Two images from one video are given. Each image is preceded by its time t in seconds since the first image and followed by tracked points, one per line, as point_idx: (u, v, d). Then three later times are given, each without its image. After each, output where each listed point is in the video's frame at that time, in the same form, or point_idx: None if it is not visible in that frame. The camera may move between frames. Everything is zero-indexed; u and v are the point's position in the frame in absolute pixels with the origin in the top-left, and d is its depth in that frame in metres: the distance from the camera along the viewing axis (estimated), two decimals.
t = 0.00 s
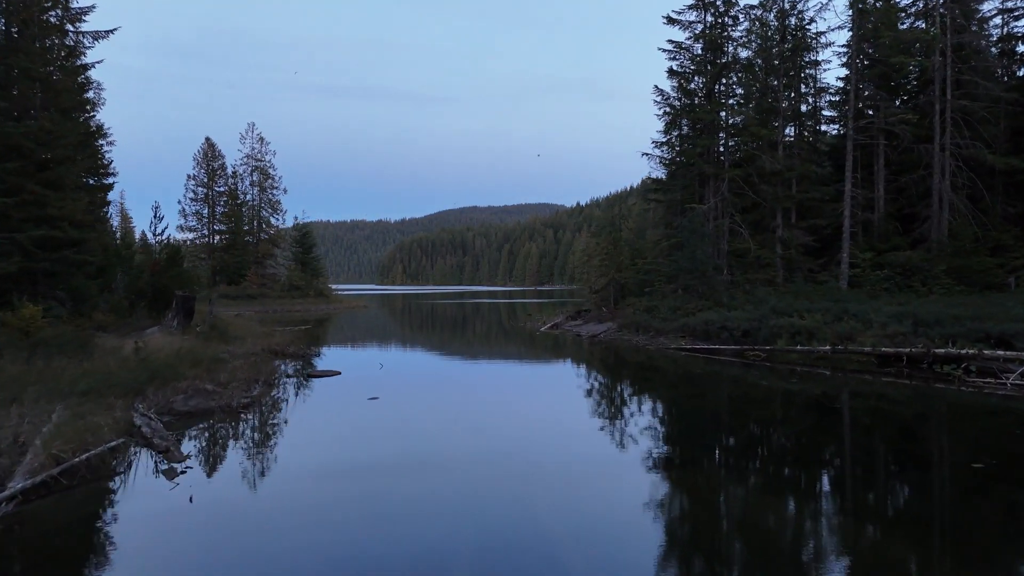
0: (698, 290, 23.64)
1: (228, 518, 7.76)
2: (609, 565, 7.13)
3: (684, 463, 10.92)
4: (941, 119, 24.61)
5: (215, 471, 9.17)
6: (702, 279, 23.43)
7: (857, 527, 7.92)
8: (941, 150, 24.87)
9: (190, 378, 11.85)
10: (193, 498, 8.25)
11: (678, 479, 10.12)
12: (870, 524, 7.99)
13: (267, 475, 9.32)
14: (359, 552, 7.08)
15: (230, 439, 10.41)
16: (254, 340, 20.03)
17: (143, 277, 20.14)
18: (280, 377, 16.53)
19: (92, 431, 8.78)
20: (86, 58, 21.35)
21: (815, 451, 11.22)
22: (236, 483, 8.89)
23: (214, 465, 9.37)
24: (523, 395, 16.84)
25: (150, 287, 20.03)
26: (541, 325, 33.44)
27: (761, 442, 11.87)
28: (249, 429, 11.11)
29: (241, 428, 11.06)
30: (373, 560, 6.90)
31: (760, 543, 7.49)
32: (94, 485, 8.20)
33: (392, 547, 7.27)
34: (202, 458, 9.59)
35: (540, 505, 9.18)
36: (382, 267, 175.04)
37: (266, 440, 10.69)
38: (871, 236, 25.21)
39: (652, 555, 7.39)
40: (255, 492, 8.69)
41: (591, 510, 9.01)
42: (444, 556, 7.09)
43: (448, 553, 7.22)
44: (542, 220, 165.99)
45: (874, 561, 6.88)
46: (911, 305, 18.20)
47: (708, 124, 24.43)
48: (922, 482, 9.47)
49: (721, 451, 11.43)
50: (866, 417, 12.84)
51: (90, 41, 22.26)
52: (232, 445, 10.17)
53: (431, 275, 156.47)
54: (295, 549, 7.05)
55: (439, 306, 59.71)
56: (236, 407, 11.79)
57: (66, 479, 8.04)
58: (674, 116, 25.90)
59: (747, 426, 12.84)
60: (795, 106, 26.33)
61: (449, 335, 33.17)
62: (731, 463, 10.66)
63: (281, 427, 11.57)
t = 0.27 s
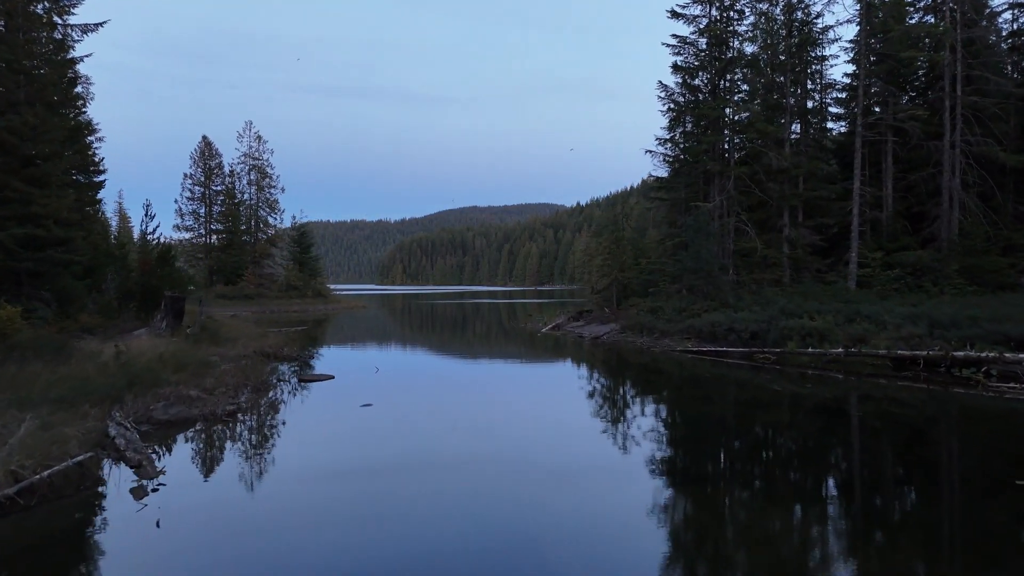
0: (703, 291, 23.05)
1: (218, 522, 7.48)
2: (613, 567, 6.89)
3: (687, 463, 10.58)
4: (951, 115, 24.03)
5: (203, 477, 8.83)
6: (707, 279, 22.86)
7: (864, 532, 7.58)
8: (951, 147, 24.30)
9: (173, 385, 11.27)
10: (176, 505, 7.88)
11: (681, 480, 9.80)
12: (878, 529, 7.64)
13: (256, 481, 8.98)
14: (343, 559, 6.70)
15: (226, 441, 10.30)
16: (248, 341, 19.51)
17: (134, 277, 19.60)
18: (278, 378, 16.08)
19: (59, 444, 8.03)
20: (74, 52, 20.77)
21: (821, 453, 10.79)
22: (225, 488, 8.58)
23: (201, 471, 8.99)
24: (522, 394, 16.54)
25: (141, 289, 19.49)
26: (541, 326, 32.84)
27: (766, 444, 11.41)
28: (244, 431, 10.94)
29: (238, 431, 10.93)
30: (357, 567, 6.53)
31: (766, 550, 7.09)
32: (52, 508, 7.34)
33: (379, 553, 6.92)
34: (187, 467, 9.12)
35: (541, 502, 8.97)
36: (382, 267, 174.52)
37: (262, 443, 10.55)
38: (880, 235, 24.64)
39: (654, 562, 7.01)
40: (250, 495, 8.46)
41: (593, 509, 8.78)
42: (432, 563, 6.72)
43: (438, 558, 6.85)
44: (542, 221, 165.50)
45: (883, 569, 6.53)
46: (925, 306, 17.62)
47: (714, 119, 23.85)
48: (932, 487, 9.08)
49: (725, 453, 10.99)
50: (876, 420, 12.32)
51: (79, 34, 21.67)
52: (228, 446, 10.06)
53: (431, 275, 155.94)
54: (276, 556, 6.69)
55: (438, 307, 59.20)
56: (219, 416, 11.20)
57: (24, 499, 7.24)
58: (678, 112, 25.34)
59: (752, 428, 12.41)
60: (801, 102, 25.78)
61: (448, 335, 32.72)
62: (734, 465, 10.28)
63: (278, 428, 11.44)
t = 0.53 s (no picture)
0: (709, 291, 22.56)
1: (204, 526, 7.20)
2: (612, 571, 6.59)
3: (689, 464, 10.25)
4: (961, 112, 23.54)
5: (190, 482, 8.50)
6: (713, 280, 22.38)
7: (872, 537, 7.23)
8: (961, 144, 23.82)
9: (156, 391, 10.77)
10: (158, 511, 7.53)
11: (684, 482, 9.46)
12: (887, 534, 7.29)
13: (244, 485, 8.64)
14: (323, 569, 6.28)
15: (226, 443, 10.17)
16: (243, 342, 19.02)
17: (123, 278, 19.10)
18: (277, 381, 15.78)
19: (22, 458, 7.37)
20: (63, 46, 20.25)
21: (828, 456, 10.39)
22: (214, 492, 8.27)
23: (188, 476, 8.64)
24: (523, 394, 16.25)
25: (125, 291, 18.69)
26: (543, 326, 32.37)
27: (770, 446, 11.00)
28: (245, 432, 11.03)
29: (237, 431, 10.83)
30: None
31: (775, 558, 6.66)
32: (8, 529, 6.62)
33: (362, 563, 6.50)
34: (171, 473, 8.71)
35: (540, 503, 8.69)
36: (382, 267, 174.02)
37: (261, 444, 10.32)
38: (889, 234, 24.15)
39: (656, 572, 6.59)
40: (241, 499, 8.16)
41: (594, 510, 8.50)
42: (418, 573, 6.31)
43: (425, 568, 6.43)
44: (542, 220, 164.98)
45: (893, 574, 6.18)
46: (938, 307, 17.12)
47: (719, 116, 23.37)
48: (946, 491, 8.68)
49: (729, 456, 10.56)
50: (887, 424, 11.85)
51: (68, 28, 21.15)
52: (225, 450, 9.82)
53: (431, 275, 155.41)
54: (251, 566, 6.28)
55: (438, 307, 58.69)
56: (203, 422, 10.63)
57: None
58: (682, 109, 24.85)
59: (757, 429, 12.04)
60: (808, 98, 25.30)
61: (447, 335, 32.30)
62: (739, 467, 9.93)
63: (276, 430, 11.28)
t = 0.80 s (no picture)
0: (715, 291, 21.99)
1: (181, 535, 6.84)
2: (608, 575, 6.20)
3: (694, 466, 9.80)
4: (973, 107, 22.97)
5: (170, 487, 8.08)
6: (719, 280, 21.80)
7: (881, 542, 6.80)
8: (972, 140, 23.24)
9: (136, 398, 10.22)
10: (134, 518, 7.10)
11: (687, 483, 9.05)
12: (898, 540, 6.85)
13: (222, 490, 8.21)
14: None
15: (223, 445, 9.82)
16: (235, 344, 18.46)
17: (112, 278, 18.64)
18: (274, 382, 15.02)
19: None
20: (50, 39, 19.66)
21: (834, 458, 9.91)
22: (192, 500, 7.83)
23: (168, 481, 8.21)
24: (523, 394, 15.83)
25: (118, 291, 18.90)
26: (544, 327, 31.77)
27: (775, 449, 10.51)
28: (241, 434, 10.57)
29: (232, 433, 10.55)
30: None
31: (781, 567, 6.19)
32: None
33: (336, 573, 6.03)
34: (149, 479, 8.25)
35: (533, 505, 8.29)
36: (381, 267, 173.38)
37: (258, 446, 10.02)
38: (898, 233, 23.57)
39: None
40: (217, 506, 7.69)
41: (589, 514, 8.02)
42: None
43: None
44: (543, 220, 164.30)
45: None
46: (954, 308, 16.55)
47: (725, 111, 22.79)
48: (964, 496, 8.17)
49: (732, 458, 10.07)
50: (899, 428, 11.32)
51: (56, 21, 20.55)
52: (223, 450, 9.58)
53: (431, 275, 154.74)
54: None
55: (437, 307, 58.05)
56: (183, 432, 9.97)
57: None
58: (687, 104, 24.28)
59: (762, 431, 11.56)
60: (815, 94, 24.72)
61: (446, 335, 31.79)
62: (743, 470, 9.44)
63: (274, 431, 10.95)
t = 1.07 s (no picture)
0: (722, 292, 21.39)
1: (148, 547, 6.43)
2: None
3: (697, 468, 9.33)
4: (985, 102, 22.41)
5: (142, 497, 7.63)
6: (726, 280, 21.23)
7: (890, 548, 6.35)
8: (984, 136, 22.67)
9: (111, 406, 9.61)
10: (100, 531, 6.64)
11: (688, 485, 8.60)
12: (910, 546, 6.38)
13: (195, 499, 7.74)
14: None
15: (221, 446, 9.63)
16: (228, 345, 17.90)
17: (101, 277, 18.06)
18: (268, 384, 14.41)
19: None
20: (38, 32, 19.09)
21: (841, 460, 9.43)
22: (164, 511, 7.35)
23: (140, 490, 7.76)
24: (522, 395, 15.33)
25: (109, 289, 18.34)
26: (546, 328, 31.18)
27: (781, 452, 9.99)
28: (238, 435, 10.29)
29: (230, 435, 10.28)
30: None
31: None
32: None
33: None
34: (119, 489, 7.77)
35: (526, 508, 7.86)
36: (381, 267, 172.78)
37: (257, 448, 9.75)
38: (909, 231, 22.99)
39: None
40: (188, 517, 7.19)
41: (584, 519, 7.52)
42: None
43: None
44: (543, 220, 163.70)
45: None
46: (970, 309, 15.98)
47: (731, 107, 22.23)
48: (983, 501, 7.63)
49: (736, 461, 9.56)
50: (910, 431, 10.80)
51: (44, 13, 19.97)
52: (220, 453, 9.37)
53: (431, 275, 154.17)
54: None
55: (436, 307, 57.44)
56: (162, 441, 9.36)
57: None
58: (692, 100, 23.72)
59: (766, 434, 11.08)
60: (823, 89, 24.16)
61: (446, 335, 31.23)
62: (748, 473, 8.94)
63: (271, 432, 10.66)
